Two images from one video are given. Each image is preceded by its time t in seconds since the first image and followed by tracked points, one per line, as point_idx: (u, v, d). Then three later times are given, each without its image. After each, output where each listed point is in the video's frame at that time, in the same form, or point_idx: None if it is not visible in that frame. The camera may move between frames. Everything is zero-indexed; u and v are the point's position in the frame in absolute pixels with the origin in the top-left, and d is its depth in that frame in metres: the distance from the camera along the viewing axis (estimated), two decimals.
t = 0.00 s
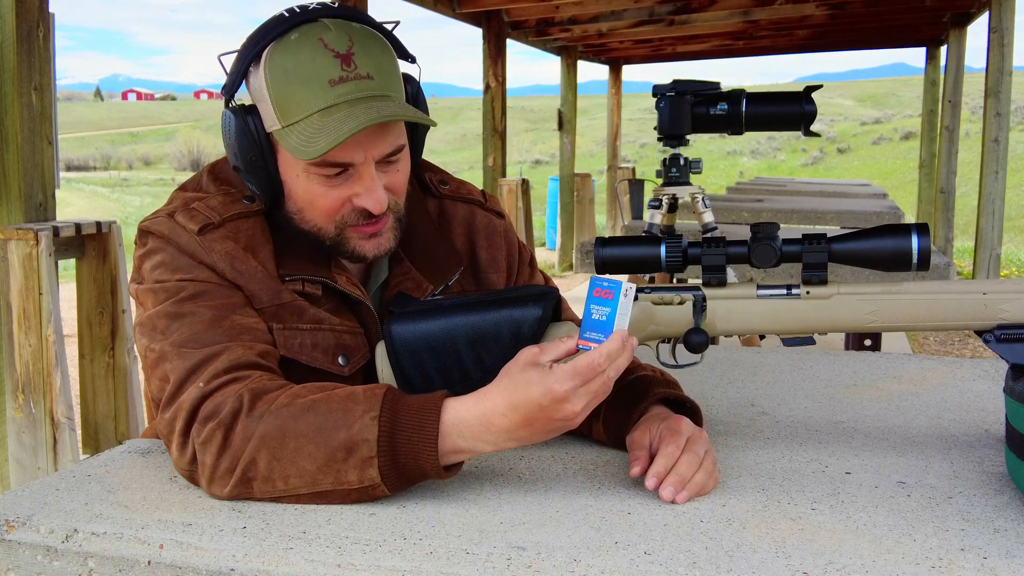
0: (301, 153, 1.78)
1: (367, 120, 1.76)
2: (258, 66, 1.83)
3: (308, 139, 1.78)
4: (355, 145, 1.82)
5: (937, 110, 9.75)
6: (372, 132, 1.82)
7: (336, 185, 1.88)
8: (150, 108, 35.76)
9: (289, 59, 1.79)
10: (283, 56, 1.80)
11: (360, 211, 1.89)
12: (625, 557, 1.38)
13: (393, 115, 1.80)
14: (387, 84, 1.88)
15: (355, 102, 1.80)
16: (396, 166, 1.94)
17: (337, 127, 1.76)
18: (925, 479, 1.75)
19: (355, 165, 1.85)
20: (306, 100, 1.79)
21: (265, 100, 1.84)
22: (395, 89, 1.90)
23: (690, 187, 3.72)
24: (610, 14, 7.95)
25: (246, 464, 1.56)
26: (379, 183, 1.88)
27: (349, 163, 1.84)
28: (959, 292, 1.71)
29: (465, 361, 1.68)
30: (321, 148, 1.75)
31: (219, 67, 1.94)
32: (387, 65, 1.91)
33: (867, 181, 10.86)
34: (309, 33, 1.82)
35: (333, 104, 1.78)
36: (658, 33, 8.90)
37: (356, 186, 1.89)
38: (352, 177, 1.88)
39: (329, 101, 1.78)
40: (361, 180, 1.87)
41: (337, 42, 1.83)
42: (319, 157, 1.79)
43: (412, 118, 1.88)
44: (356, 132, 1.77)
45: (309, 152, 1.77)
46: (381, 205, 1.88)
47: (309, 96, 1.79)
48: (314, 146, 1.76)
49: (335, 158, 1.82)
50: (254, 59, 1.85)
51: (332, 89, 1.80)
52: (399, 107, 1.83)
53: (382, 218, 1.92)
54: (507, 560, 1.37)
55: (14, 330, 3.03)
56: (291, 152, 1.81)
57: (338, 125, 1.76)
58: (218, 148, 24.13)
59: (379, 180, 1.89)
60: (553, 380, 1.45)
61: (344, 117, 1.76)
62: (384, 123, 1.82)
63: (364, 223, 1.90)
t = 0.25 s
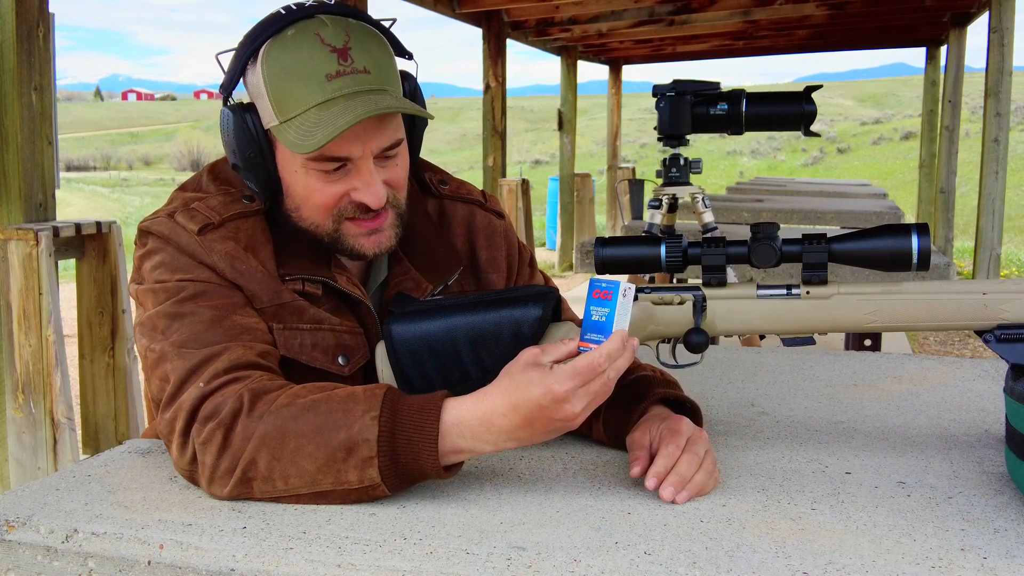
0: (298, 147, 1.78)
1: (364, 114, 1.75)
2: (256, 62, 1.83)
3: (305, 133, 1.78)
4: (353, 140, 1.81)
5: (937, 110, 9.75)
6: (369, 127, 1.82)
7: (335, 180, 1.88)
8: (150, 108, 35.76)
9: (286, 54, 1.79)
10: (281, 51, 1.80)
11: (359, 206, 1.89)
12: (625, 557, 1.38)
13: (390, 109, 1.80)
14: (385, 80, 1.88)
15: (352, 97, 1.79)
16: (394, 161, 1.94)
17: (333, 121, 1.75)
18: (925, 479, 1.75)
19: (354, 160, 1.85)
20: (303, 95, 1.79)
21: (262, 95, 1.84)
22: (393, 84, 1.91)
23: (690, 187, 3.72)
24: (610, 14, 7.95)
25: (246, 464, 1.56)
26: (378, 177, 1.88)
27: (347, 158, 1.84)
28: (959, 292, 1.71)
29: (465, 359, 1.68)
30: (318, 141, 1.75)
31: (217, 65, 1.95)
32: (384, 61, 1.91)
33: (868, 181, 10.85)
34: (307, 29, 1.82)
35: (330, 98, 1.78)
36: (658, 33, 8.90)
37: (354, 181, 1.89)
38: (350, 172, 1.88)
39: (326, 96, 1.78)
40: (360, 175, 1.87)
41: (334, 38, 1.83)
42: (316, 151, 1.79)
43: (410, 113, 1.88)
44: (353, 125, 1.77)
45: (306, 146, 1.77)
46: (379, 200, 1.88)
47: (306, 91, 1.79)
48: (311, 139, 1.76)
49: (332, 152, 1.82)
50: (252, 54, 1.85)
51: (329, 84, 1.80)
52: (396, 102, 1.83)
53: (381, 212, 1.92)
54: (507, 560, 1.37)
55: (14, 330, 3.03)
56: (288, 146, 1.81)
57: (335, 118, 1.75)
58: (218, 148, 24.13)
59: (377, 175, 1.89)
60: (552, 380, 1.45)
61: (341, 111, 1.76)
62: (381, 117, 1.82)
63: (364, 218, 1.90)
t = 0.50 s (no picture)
0: (296, 149, 1.77)
1: (362, 116, 1.75)
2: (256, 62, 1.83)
3: (303, 135, 1.77)
4: (351, 142, 1.81)
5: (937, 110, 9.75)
6: (368, 128, 1.82)
7: (333, 181, 1.88)
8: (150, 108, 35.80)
9: (286, 54, 1.79)
10: (281, 51, 1.80)
11: (358, 207, 1.89)
12: (625, 557, 1.38)
13: (389, 111, 1.80)
14: (384, 81, 1.88)
15: (351, 98, 1.79)
16: (393, 162, 1.94)
17: (332, 122, 1.75)
18: (925, 479, 1.75)
19: (353, 162, 1.85)
20: (303, 96, 1.79)
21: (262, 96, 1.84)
22: (392, 86, 1.90)
23: (690, 188, 3.72)
24: (610, 14, 7.95)
25: (246, 464, 1.56)
26: (377, 179, 1.88)
27: (345, 159, 1.83)
28: (959, 292, 1.71)
29: (464, 360, 1.68)
30: (316, 143, 1.74)
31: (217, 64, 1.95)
32: (384, 62, 1.91)
33: (868, 181, 10.85)
34: (306, 29, 1.82)
35: (329, 100, 1.78)
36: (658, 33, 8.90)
37: (352, 183, 1.89)
38: (348, 174, 1.88)
39: (325, 97, 1.78)
40: (359, 177, 1.87)
41: (334, 39, 1.83)
42: (314, 153, 1.79)
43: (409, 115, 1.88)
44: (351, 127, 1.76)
45: (304, 148, 1.76)
46: (377, 201, 1.88)
47: (306, 92, 1.79)
48: (309, 141, 1.76)
49: (331, 154, 1.82)
50: (251, 54, 1.85)
51: (328, 85, 1.80)
52: (395, 103, 1.83)
53: (380, 214, 1.92)
54: (507, 560, 1.37)
55: (14, 330, 3.03)
56: (287, 147, 1.80)
57: (333, 120, 1.75)
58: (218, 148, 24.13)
59: (376, 176, 1.89)
60: (552, 379, 1.45)
61: (340, 113, 1.76)
62: (379, 119, 1.82)
63: (362, 220, 1.90)
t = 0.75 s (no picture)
0: (297, 149, 1.77)
1: (362, 116, 1.75)
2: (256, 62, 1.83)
3: (303, 134, 1.77)
4: (351, 142, 1.81)
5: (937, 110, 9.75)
6: (368, 128, 1.82)
7: (333, 181, 1.88)
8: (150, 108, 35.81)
9: (286, 54, 1.79)
10: (281, 51, 1.80)
11: (358, 207, 1.89)
12: (625, 557, 1.38)
13: (389, 111, 1.80)
14: (384, 81, 1.88)
15: (351, 99, 1.79)
16: (393, 162, 1.94)
17: (332, 122, 1.75)
18: (925, 479, 1.75)
19: (353, 162, 1.85)
20: (303, 96, 1.79)
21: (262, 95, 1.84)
22: (392, 86, 1.90)
23: (690, 188, 3.72)
24: (610, 14, 7.95)
25: (246, 464, 1.56)
26: (376, 179, 1.88)
27: (345, 159, 1.83)
28: (959, 292, 1.71)
29: (465, 360, 1.68)
30: (316, 143, 1.75)
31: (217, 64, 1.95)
32: (384, 62, 1.91)
33: (868, 181, 10.85)
34: (306, 29, 1.82)
35: (329, 100, 1.78)
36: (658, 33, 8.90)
37: (352, 183, 1.89)
38: (349, 174, 1.88)
39: (325, 97, 1.78)
40: (359, 177, 1.87)
41: (333, 39, 1.83)
42: (314, 153, 1.79)
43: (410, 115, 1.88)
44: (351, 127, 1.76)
45: (304, 148, 1.76)
46: (377, 202, 1.88)
47: (306, 92, 1.79)
48: (309, 141, 1.76)
49: (331, 154, 1.82)
50: (252, 54, 1.85)
51: (328, 86, 1.80)
52: (394, 103, 1.83)
53: (380, 214, 1.92)
54: (507, 561, 1.37)
55: (14, 330, 3.03)
56: (287, 147, 1.80)
57: (333, 120, 1.75)
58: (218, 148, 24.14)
59: (376, 176, 1.89)
60: (552, 380, 1.45)
61: (340, 113, 1.76)
62: (379, 118, 1.82)
63: (362, 220, 1.90)
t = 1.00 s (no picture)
0: (296, 149, 1.77)
1: (362, 116, 1.75)
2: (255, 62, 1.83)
3: (303, 135, 1.77)
4: (351, 142, 1.81)
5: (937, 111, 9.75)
6: (368, 128, 1.82)
7: (333, 182, 1.88)
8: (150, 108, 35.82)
9: (286, 54, 1.79)
10: (280, 52, 1.80)
11: (357, 208, 1.89)
12: (625, 557, 1.38)
13: (389, 111, 1.80)
14: (383, 81, 1.88)
15: (350, 99, 1.79)
16: (393, 162, 1.94)
17: (331, 123, 1.75)
18: (925, 479, 1.75)
19: (353, 162, 1.85)
20: (303, 96, 1.79)
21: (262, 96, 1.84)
22: (392, 86, 1.90)
23: (690, 188, 3.72)
24: (610, 14, 7.95)
25: (246, 464, 1.56)
26: (376, 179, 1.88)
27: (345, 160, 1.83)
28: (959, 292, 1.71)
29: (465, 360, 1.68)
30: (316, 143, 1.74)
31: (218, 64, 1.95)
32: (383, 62, 1.91)
33: (868, 181, 10.85)
34: (306, 29, 1.82)
35: (329, 100, 1.78)
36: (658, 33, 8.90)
37: (352, 183, 1.89)
38: (348, 174, 1.88)
39: (324, 98, 1.78)
40: (358, 177, 1.87)
41: (333, 39, 1.83)
42: (314, 153, 1.79)
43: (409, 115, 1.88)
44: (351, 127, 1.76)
45: (304, 148, 1.76)
46: (377, 202, 1.88)
47: (305, 92, 1.79)
48: (309, 141, 1.76)
49: (331, 155, 1.82)
50: (251, 54, 1.84)
51: (328, 86, 1.80)
52: (394, 104, 1.83)
53: (379, 214, 1.92)
54: (506, 561, 1.37)
55: (14, 330, 3.03)
56: (287, 148, 1.80)
57: (333, 121, 1.75)
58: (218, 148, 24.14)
59: (376, 177, 1.89)
60: (552, 380, 1.45)
61: (339, 113, 1.76)
62: (379, 119, 1.82)
63: (362, 220, 1.90)
